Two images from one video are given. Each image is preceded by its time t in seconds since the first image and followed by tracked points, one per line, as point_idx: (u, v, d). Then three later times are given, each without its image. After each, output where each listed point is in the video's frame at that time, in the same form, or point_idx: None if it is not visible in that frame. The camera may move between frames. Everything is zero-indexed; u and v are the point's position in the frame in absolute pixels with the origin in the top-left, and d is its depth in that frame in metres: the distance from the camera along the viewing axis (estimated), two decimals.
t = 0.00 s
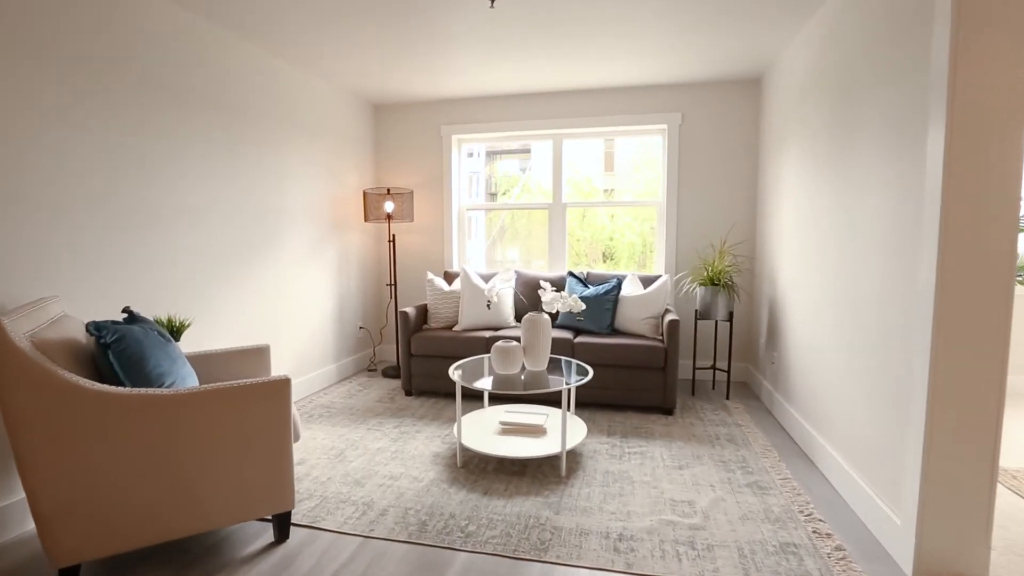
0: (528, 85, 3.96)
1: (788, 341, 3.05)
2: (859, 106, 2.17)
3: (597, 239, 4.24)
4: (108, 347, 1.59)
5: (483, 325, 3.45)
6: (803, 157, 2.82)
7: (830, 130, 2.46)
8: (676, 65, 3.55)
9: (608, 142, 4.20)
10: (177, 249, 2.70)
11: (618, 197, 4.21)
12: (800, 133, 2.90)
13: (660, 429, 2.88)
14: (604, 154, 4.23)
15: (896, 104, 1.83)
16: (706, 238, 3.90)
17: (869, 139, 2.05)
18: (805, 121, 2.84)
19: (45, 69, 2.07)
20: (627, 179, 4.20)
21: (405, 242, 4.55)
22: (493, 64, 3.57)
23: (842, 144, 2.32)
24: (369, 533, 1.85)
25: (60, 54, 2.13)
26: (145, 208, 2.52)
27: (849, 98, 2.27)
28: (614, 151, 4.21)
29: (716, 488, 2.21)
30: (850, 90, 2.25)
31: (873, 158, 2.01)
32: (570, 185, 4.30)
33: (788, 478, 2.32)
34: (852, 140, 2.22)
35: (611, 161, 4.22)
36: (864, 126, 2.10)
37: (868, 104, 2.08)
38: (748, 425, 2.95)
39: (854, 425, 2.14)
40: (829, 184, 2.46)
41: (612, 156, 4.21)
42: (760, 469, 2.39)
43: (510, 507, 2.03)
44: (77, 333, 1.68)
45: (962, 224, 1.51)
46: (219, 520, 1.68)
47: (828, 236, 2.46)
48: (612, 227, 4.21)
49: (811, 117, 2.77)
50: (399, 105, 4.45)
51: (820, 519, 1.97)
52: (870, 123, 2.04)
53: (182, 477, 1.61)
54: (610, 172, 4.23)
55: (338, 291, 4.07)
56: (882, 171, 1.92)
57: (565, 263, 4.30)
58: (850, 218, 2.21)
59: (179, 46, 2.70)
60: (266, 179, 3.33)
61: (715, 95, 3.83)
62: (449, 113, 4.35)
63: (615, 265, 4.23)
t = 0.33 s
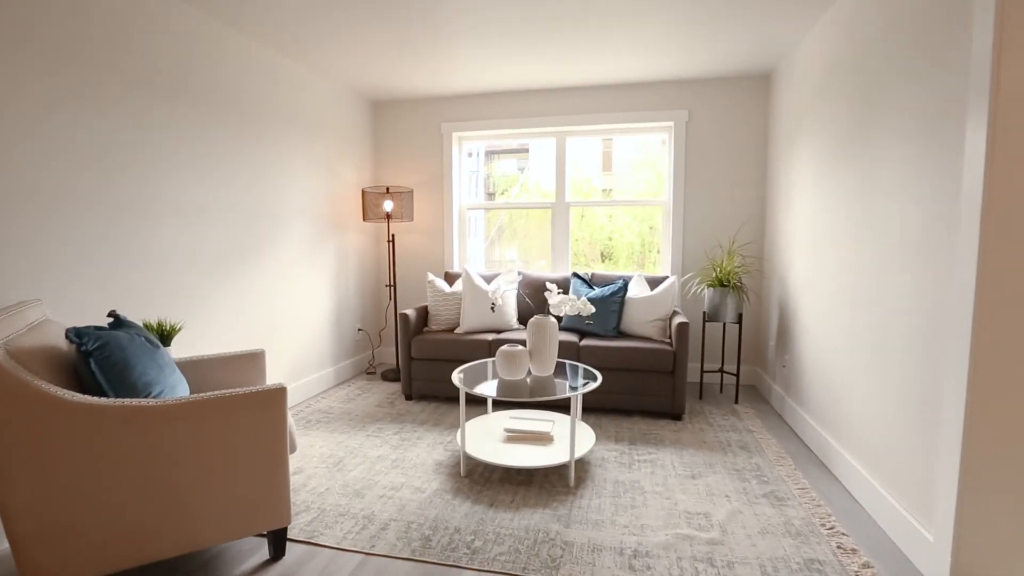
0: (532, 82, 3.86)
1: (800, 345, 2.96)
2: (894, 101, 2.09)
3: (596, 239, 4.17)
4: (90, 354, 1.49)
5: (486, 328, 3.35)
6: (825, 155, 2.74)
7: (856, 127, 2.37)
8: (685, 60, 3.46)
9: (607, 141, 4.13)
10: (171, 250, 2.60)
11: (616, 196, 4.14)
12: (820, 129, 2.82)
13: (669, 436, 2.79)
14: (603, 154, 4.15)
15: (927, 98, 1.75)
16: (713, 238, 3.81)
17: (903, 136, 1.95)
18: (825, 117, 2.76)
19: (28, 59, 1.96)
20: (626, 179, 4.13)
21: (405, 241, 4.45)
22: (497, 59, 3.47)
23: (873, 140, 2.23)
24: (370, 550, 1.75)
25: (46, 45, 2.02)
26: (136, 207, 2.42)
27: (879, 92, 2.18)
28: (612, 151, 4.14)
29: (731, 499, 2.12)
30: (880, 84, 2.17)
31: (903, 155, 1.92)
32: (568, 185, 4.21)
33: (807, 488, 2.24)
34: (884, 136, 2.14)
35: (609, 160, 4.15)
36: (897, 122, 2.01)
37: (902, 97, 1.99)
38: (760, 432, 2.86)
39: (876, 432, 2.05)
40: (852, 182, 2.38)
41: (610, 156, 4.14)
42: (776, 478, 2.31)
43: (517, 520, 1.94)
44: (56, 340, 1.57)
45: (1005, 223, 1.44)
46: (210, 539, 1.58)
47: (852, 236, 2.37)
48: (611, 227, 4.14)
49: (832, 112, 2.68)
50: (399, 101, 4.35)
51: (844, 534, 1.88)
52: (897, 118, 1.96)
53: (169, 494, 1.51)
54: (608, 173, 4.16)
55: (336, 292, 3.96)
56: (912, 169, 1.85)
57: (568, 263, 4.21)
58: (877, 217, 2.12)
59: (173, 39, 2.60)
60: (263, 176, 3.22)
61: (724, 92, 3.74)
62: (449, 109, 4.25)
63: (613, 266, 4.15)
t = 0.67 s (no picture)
0: (532, 78, 3.78)
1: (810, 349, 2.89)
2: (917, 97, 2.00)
3: (592, 240, 4.09)
4: (67, 363, 1.40)
5: (486, 331, 3.25)
6: (838, 153, 2.66)
7: (883, 126, 2.31)
8: (690, 56, 3.38)
9: (603, 141, 4.06)
10: (160, 250, 2.49)
11: (612, 196, 4.06)
12: (832, 127, 2.74)
13: (677, 442, 2.71)
14: (599, 154, 4.08)
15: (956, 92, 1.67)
16: (718, 238, 3.73)
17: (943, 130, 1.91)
18: (837, 114, 2.68)
19: (5, 50, 1.85)
20: (623, 178, 4.05)
21: (401, 242, 4.35)
22: (496, 55, 3.37)
23: (901, 139, 2.17)
24: (368, 569, 1.65)
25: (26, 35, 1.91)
26: (123, 207, 2.31)
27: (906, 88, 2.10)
28: (609, 150, 4.06)
29: (746, 510, 2.04)
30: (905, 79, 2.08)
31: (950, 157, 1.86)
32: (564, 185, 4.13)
33: (823, 499, 2.16)
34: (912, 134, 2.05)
35: (606, 160, 4.07)
36: (935, 119, 1.97)
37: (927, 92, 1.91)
38: (770, 438, 2.78)
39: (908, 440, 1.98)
40: (877, 184, 2.33)
41: (607, 155, 4.06)
42: (790, 488, 2.23)
43: (524, 535, 1.84)
44: (31, 348, 1.47)
45: None
46: (197, 561, 1.47)
47: (878, 238, 2.29)
48: (608, 227, 4.06)
49: (846, 109, 2.60)
50: (396, 98, 4.25)
51: (867, 549, 1.80)
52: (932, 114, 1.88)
53: (151, 509, 1.41)
54: (605, 174, 4.08)
55: (331, 294, 3.85)
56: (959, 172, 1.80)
57: (569, 264, 4.11)
58: (911, 219, 2.06)
59: (161, 30, 2.49)
60: (257, 175, 3.11)
61: (729, 89, 3.66)
62: (447, 106, 4.16)
63: (610, 266, 4.07)
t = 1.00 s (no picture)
0: (531, 74, 3.68)
1: (818, 352, 2.81)
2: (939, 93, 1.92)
3: (586, 240, 4.00)
4: (33, 376, 1.29)
5: (484, 334, 3.15)
6: (849, 152, 2.58)
7: (895, 124, 2.23)
8: (693, 52, 3.30)
9: (596, 140, 3.98)
10: (145, 252, 2.37)
11: (606, 197, 3.98)
12: (841, 124, 2.67)
13: (683, 449, 2.62)
14: (593, 155, 4.00)
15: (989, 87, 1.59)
16: (720, 239, 3.66)
17: (965, 126, 1.82)
18: (847, 112, 2.60)
19: None
20: (618, 178, 3.97)
21: (396, 242, 4.24)
22: (496, 50, 3.28)
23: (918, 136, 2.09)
24: None
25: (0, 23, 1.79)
26: (106, 207, 2.19)
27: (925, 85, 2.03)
28: (603, 150, 3.98)
29: (759, 523, 1.96)
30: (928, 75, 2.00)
31: (970, 156, 1.78)
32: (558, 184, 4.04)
33: (837, 510, 2.08)
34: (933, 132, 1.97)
35: (599, 160, 3.99)
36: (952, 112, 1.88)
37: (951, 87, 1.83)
38: (778, 444, 2.70)
39: (927, 449, 1.92)
40: (889, 183, 2.26)
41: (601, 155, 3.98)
42: (803, 498, 2.15)
43: (529, 552, 1.74)
44: None
45: None
46: None
47: (890, 239, 2.22)
48: (602, 227, 3.97)
49: (857, 106, 2.53)
50: (390, 94, 4.13)
51: (888, 565, 1.72)
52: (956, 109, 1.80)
53: (138, 534, 1.31)
54: (599, 174, 4.00)
55: (323, 296, 3.74)
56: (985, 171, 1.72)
57: (568, 265, 4.03)
58: (929, 219, 1.99)
59: (147, 21, 2.37)
60: (247, 173, 3.00)
61: (731, 86, 3.59)
62: (443, 103, 4.05)
63: (603, 267, 3.99)
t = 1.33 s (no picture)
0: (528, 71, 3.58)
1: (824, 357, 2.74)
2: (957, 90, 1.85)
3: (579, 240, 3.92)
4: None
5: (480, 338, 3.05)
6: (857, 150, 2.51)
7: (904, 121, 2.16)
8: (695, 49, 3.22)
9: (588, 140, 3.89)
10: (124, 255, 2.24)
11: (598, 197, 3.89)
12: (848, 122, 2.60)
13: (686, 457, 2.54)
14: (584, 154, 3.92)
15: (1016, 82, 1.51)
16: (720, 239, 3.59)
17: (979, 123, 1.74)
18: (855, 109, 2.53)
19: None
20: (610, 178, 3.88)
21: (388, 243, 4.12)
22: (492, 46, 3.18)
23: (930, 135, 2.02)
24: None
25: None
26: (81, 207, 2.05)
27: (939, 83, 1.95)
28: (594, 150, 3.90)
29: (770, 537, 1.88)
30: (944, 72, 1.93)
31: (985, 155, 1.70)
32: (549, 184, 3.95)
33: (849, 521, 2.00)
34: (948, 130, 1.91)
35: (591, 160, 3.91)
36: (965, 109, 1.81)
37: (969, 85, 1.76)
38: (783, 451, 2.63)
39: (945, 459, 1.84)
40: (899, 183, 2.19)
41: (593, 155, 3.90)
42: (813, 509, 2.08)
43: (531, 573, 1.64)
44: None
45: None
46: None
47: (900, 240, 2.15)
48: (595, 228, 3.89)
49: (866, 104, 2.45)
50: (382, 90, 4.01)
51: None
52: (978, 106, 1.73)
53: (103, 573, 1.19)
54: (591, 174, 3.91)
55: (313, 299, 3.61)
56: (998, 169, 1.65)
57: (565, 267, 3.94)
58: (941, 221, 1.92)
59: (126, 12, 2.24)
60: (233, 172, 2.87)
61: (732, 85, 3.51)
62: (437, 100, 3.94)
63: (595, 268, 3.91)
